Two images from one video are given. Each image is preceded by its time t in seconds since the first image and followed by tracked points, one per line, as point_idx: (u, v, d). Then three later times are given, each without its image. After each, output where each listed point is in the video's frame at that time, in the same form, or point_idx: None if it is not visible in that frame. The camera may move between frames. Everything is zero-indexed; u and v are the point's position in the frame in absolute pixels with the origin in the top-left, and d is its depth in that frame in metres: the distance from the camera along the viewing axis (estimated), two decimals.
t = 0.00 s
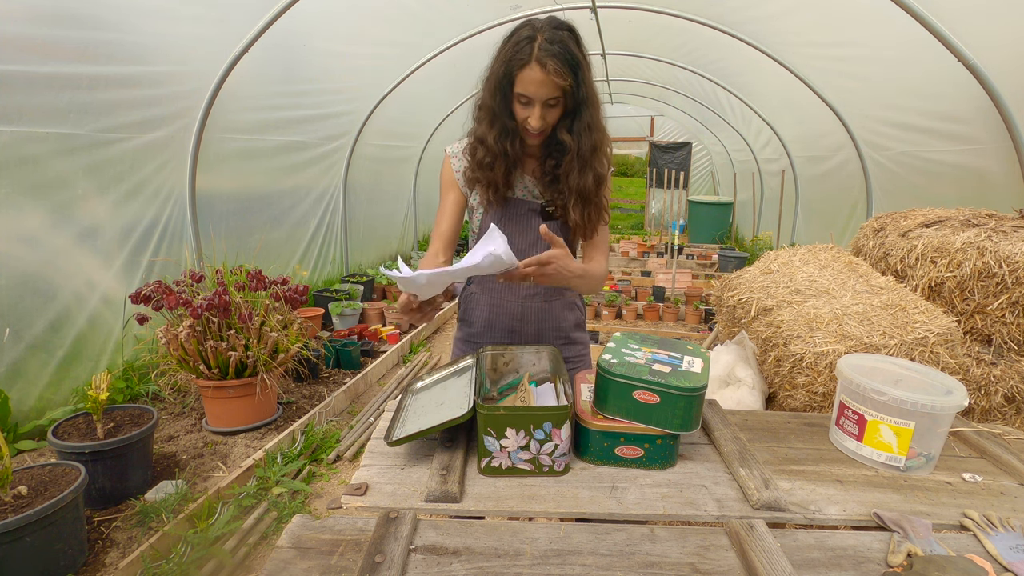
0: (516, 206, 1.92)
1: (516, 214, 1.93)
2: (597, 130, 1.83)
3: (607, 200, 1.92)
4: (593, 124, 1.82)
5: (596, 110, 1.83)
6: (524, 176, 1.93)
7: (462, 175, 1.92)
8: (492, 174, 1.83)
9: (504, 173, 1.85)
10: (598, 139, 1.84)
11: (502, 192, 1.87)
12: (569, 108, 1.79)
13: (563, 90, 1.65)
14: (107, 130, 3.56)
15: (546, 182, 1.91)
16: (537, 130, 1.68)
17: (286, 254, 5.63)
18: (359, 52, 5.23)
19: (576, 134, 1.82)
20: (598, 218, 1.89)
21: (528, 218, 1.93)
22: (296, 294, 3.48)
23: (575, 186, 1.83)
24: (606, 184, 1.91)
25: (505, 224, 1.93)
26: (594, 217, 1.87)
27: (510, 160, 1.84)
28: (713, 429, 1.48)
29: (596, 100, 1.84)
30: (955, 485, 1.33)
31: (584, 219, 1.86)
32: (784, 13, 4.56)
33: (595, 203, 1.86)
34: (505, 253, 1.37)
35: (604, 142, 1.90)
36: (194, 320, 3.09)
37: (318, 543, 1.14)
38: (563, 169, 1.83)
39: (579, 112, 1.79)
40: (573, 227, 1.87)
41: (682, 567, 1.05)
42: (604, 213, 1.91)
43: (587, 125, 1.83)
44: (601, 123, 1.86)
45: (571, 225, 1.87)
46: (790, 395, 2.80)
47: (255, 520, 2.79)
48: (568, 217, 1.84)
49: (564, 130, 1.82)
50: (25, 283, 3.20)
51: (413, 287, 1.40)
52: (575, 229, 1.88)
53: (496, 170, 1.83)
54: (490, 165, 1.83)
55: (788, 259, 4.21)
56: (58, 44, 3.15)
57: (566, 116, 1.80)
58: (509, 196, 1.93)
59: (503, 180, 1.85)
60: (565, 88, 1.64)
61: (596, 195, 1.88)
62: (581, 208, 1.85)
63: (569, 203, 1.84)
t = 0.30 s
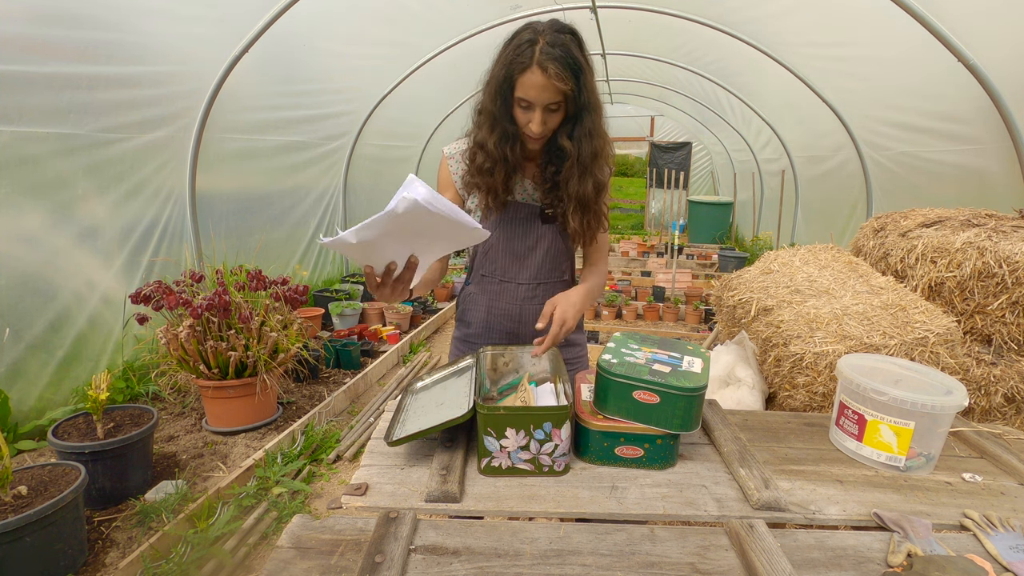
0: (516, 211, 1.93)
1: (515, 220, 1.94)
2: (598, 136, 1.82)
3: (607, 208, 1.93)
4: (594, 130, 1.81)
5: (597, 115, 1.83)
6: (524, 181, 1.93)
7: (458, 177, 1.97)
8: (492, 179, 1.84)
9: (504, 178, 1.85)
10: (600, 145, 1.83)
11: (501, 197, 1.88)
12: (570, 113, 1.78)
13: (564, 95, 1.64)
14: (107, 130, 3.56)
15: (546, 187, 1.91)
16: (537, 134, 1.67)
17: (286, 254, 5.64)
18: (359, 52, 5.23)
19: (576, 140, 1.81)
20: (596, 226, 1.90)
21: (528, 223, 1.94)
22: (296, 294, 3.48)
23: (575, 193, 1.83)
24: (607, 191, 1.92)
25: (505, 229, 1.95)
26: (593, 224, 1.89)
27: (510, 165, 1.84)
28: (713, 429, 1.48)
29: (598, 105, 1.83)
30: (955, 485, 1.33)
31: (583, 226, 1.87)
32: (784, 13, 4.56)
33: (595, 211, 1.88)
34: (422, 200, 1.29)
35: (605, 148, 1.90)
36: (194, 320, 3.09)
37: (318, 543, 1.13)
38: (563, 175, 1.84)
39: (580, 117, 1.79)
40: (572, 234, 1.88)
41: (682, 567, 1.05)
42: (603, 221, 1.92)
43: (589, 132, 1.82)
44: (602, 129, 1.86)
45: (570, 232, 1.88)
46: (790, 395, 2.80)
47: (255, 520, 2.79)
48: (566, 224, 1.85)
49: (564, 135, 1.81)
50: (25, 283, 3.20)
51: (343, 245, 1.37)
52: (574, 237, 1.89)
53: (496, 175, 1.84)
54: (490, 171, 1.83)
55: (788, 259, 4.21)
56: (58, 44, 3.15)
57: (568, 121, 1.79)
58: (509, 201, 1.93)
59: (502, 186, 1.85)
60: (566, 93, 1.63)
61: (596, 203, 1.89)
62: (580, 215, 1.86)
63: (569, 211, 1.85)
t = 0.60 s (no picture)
0: (516, 215, 1.93)
1: (515, 224, 1.94)
2: (599, 143, 1.78)
3: (609, 216, 1.88)
4: (595, 136, 1.77)
5: (599, 121, 1.79)
6: (524, 185, 1.92)
7: (457, 176, 1.98)
8: (490, 183, 1.82)
9: (502, 183, 1.83)
10: (601, 152, 1.80)
11: (500, 201, 1.87)
12: (569, 119, 1.74)
13: (562, 100, 1.61)
14: (107, 130, 3.56)
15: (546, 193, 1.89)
16: (534, 139, 1.65)
17: (286, 254, 5.64)
18: (359, 52, 5.23)
19: (575, 147, 1.77)
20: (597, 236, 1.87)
21: (527, 228, 1.94)
22: (296, 294, 3.48)
23: (573, 201, 1.80)
24: (609, 199, 1.88)
25: (503, 234, 1.96)
26: (595, 233, 1.85)
27: (508, 170, 1.82)
28: (713, 429, 1.48)
29: (599, 111, 1.78)
30: (955, 485, 1.33)
31: (584, 235, 1.84)
32: (784, 14, 4.56)
33: (596, 219, 1.84)
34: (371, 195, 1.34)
35: (607, 154, 1.86)
36: (194, 320, 3.09)
37: (318, 543, 1.14)
38: (562, 182, 1.81)
39: (580, 123, 1.75)
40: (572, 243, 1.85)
41: (682, 567, 1.05)
42: (605, 230, 1.88)
43: (587, 138, 1.77)
44: (604, 135, 1.82)
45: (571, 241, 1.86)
46: (790, 395, 2.80)
47: (255, 520, 2.79)
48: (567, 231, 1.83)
49: (563, 142, 1.77)
50: (25, 283, 3.20)
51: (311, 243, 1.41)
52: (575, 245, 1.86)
53: (494, 179, 1.82)
54: (489, 175, 1.82)
55: (788, 259, 4.21)
56: (58, 44, 3.15)
57: (568, 127, 1.76)
58: (509, 205, 1.92)
59: (501, 190, 1.84)
60: (563, 98, 1.60)
61: (595, 213, 1.84)
62: (580, 224, 1.83)
63: (568, 219, 1.82)
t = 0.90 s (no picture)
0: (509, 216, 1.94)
1: (507, 225, 1.96)
2: (582, 143, 1.74)
3: (597, 217, 1.84)
4: (575, 136, 1.72)
5: (582, 121, 1.74)
6: (513, 187, 1.92)
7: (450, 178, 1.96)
8: (476, 186, 1.84)
9: (488, 185, 1.84)
10: (582, 153, 1.75)
11: (487, 204, 1.88)
12: (551, 121, 1.70)
13: (540, 101, 1.59)
14: (106, 130, 3.56)
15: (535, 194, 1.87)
16: (514, 141, 1.64)
17: (286, 254, 5.64)
18: (359, 52, 5.23)
19: (555, 148, 1.72)
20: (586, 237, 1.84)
21: (519, 228, 1.95)
22: (296, 294, 3.48)
23: (557, 204, 1.77)
24: (596, 200, 1.83)
25: (496, 234, 1.97)
26: (581, 234, 1.82)
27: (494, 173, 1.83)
28: (713, 429, 1.48)
29: (583, 111, 1.74)
30: (955, 485, 1.33)
31: (571, 237, 1.81)
32: (783, 14, 4.56)
33: (581, 220, 1.80)
34: (350, 204, 1.36)
35: (593, 154, 1.81)
36: (194, 320, 3.09)
37: (318, 543, 1.14)
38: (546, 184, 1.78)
39: (559, 124, 1.70)
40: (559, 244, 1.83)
41: (682, 567, 1.05)
42: (593, 231, 1.84)
43: (568, 138, 1.71)
44: (588, 134, 1.77)
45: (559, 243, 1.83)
46: (790, 395, 2.80)
47: (255, 520, 2.79)
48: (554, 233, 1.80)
49: (544, 144, 1.73)
50: (25, 283, 3.20)
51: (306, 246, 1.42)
52: (562, 246, 1.84)
53: (480, 182, 1.83)
54: (475, 177, 1.83)
55: (789, 259, 4.21)
56: (58, 44, 3.15)
57: (550, 128, 1.72)
58: (499, 207, 1.93)
59: (488, 192, 1.85)
60: (541, 100, 1.58)
61: (580, 214, 1.79)
62: (565, 225, 1.79)
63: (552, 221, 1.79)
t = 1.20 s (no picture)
0: (502, 216, 1.94)
1: (501, 225, 1.95)
2: (573, 144, 1.72)
3: (586, 219, 1.82)
4: (564, 137, 1.68)
5: (574, 121, 1.72)
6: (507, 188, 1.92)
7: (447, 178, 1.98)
8: (468, 186, 1.84)
9: (480, 185, 1.84)
10: (570, 153, 1.72)
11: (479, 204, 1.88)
12: (543, 121, 1.70)
13: (533, 101, 1.59)
14: (106, 130, 3.55)
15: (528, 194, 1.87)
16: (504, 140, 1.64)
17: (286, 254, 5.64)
18: (359, 52, 5.23)
19: (542, 147, 1.71)
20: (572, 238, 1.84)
21: (513, 230, 1.95)
22: (296, 294, 3.48)
23: (541, 203, 1.75)
24: (585, 201, 1.80)
25: (491, 235, 1.97)
26: (563, 236, 1.82)
27: (486, 172, 1.83)
28: (713, 429, 1.48)
29: (576, 112, 1.73)
30: (955, 485, 1.33)
31: (553, 237, 1.81)
32: (783, 14, 4.56)
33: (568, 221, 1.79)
34: (352, 207, 1.36)
35: (585, 155, 1.79)
36: (194, 320, 3.09)
37: (318, 543, 1.14)
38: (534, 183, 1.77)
39: (549, 124, 1.68)
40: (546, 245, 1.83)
41: (682, 567, 1.05)
42: (580, 232, 1.82)
43: (556, 138, 1.68)
44: (580, 135, 1.75)
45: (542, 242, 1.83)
46: (790, 395, 2.80)
47: (255, 520, 2.79)
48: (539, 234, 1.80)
49: (535, 143, 1.73)
50: (25, 283, 3.20)
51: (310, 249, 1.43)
52: (546, 246, 1.83)
53: (472, 182, 1.84)
54: (467, 177, 1.84)
55: (788, 259, 4.21)
56: (58, 44, 3.15)
57: (541, 129, 1.71)
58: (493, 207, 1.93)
59: (479, 192, 1.85)
60: (533, 99, 1.58)
61: (565, 214, 1.79)
62: (548, 225, 1.79)
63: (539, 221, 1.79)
